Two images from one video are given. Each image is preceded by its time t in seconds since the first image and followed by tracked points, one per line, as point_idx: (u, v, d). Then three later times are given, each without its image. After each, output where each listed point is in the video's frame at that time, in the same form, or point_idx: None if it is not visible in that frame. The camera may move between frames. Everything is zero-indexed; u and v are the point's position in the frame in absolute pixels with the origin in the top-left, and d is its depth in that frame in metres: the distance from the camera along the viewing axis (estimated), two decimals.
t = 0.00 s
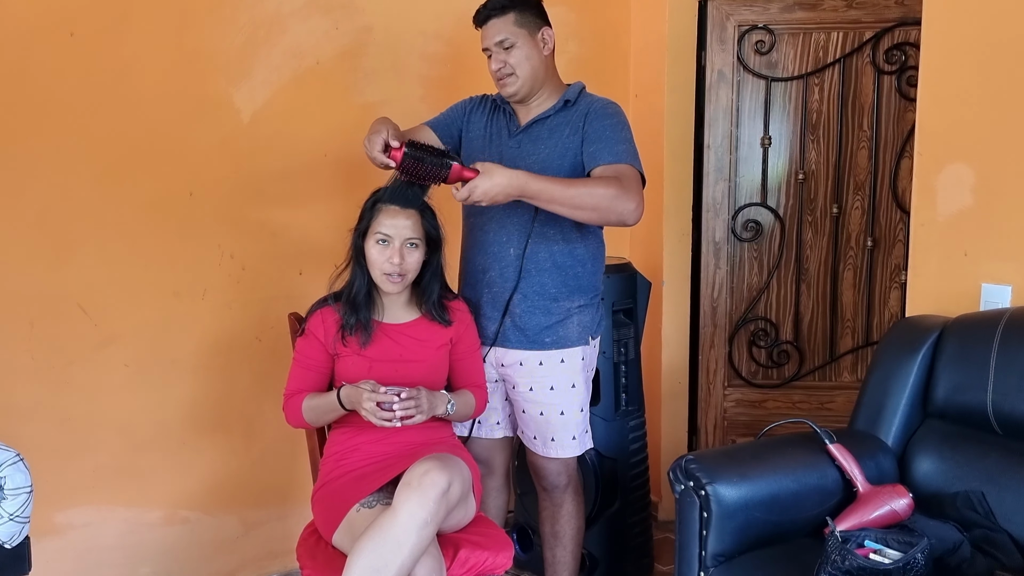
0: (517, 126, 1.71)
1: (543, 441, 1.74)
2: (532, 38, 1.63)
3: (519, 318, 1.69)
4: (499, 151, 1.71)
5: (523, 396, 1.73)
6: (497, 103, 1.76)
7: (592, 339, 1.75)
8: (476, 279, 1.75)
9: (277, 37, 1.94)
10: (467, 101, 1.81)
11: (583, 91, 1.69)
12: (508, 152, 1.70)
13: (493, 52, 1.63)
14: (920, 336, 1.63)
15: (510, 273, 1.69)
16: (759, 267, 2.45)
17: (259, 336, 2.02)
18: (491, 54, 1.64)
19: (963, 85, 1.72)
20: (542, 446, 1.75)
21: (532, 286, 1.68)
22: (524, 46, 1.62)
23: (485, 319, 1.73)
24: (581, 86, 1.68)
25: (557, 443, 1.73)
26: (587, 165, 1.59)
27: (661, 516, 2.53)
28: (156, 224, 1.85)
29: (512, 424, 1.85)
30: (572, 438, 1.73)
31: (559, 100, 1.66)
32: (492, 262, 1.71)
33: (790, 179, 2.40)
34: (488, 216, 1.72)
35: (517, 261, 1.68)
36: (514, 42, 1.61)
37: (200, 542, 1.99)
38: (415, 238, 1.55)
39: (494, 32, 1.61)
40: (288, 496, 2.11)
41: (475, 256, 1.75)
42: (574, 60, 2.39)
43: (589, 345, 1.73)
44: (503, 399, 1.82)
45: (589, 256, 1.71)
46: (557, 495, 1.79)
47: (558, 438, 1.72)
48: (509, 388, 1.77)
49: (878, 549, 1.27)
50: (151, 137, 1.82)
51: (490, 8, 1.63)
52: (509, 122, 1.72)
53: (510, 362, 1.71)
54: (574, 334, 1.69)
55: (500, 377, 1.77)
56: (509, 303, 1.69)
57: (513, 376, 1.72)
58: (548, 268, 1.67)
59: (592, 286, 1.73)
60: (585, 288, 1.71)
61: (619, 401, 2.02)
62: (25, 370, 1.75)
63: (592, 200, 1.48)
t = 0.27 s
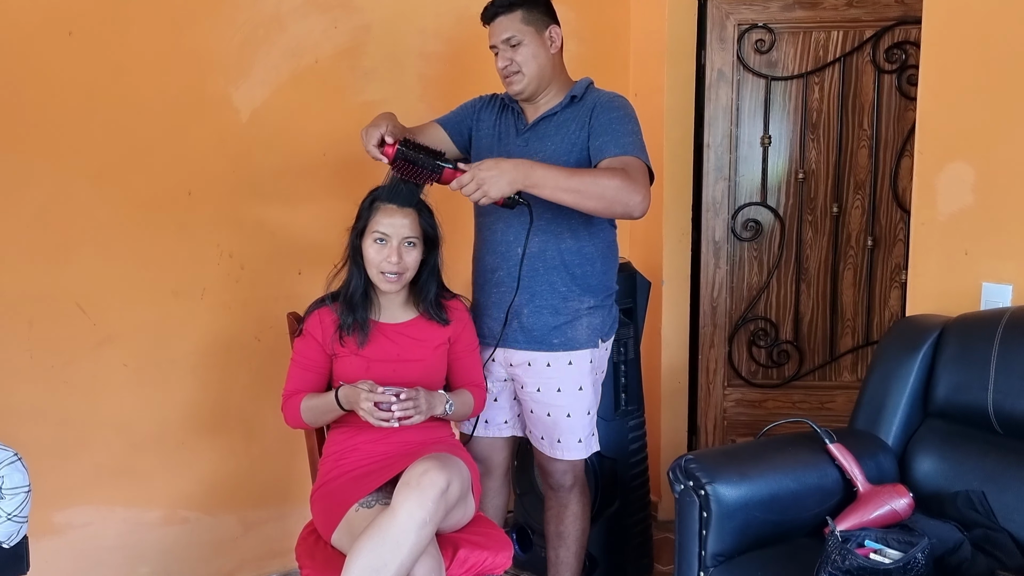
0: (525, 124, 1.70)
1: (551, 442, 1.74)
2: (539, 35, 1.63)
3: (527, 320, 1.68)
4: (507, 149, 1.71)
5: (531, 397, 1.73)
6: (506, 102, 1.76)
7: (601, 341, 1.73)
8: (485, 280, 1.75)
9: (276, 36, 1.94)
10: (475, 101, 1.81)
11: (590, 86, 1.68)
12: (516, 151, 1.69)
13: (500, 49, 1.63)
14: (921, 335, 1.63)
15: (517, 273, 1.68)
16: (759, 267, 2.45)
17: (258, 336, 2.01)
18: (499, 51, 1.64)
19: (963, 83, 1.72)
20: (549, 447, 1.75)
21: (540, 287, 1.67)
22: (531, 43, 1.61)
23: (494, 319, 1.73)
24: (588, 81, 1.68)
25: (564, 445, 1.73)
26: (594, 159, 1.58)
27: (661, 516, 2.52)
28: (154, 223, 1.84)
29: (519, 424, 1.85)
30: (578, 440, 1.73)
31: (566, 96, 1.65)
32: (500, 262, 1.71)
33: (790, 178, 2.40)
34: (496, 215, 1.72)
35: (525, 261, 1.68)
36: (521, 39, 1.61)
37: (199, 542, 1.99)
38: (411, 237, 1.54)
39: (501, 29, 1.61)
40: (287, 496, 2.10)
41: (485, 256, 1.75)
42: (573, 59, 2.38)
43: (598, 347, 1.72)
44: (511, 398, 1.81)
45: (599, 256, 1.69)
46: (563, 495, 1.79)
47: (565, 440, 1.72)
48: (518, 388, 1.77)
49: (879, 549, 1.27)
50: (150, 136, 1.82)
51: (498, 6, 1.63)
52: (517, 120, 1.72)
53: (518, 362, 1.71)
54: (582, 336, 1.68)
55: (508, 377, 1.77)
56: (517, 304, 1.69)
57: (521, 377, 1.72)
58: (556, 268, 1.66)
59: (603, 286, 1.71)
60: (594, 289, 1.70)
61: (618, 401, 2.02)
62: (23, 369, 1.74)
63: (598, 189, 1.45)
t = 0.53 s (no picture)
0: (529, 127, 1.71)
1: (554, 446, 1.73)
2: (544, 36, 1.62)
3: (530, 323, 1.68)
4: (513, 152, 1.72)
5: (535, 399, 1.72)
6: (512, 104, 1.76)
7: (606, 345, 1.72)
8: (490, 283, 1.75)
9: (277, 37, 1.94)
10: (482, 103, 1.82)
11: (595, 89, 1.67)
12: (520, 153, 1.70)
13: (506, 50, 1.63)
14: (924, 337, 1.62)
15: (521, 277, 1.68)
16: (761, 268, 2.44)
17: (259, 337, 2.01)
18: (504, 52, 1.63)
19: (965, 84, 1.72)
20: (551, 451, 1.74)
21: (543, 290, 1.67)
22: (537, 44, 1.61)
23: (498, 322, 1.74)
24: (593, 83, 1.67)
25: (567, 449, 1.71)
26: (595, 165, 1.57)
27: (661, 517, 2.52)
28: (155, 224, 1.84)
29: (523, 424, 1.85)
30: (582, 444, 1.71)
31: (570, 99, 1.65)
32: (504, 265, 1.71)
33: (791, 179, 2.40)
34: (501, 219, 1.73)
35: (528, 265, 1.67)
36: (527, 40, 1.60)
37: (199, 543, 1.99)
38: (417, 238, 1.54)
39: (507, 30, 1.61)
40: (288, 498, 2.09)
41: (490, 259, 1.75)
42: (574, 60, 2.38)
43: (603, 351, 1.71)
44: (514, 397, 1.82)
45: (604, 260, 1.68)
46: (567, 499, 1.78)
47: (567, 443, 1.71)
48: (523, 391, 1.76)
49: (881, 551, 1.26)
50: (151, 137, 1.82)
51: (504, 6, 1.63)
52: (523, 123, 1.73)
53: (522, 365, 1.71)
54: (586, 340, 1.67)
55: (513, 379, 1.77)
56: (520, 307, 1.69)
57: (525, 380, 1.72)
58: (560, 271, 1.66)
59: (608, 289, 1.70)
60: (600, 292, 1.68)
61: (620, 402, 2.01)
62: (24, 371, 1.75)
63: (596, 199, 1.45)
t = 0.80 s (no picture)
0: (521, 129, 1.70)
1: (540, 446, 1.70)
2: (540, 37, 1.62)
3: (527, 322, 1.68)
4: (505, 154, 1.71)
5: (530, 399, 1.71)
6: (503, 105, 1.75)
7: (603, 344, 1.71)
8: (485, 285, 1.74)
9: (278, 38, 1.94)
10: (473, 105, 1.81)
11: (587, 90, 1.67)
12: (514, 155, 1.69)
13: (501, 49, 1.62)
14: (926, 338, 1.62)
15: (516, 278, 1.68)
16: (762, 268, 2.44)
17: (260, 338, 2.00)
18: (499, 51, 1.63)
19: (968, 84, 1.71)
20: (536, 451, 1.71)
21: (540, 290, 1.66)
22: (532, 45, 1.60)
23: (495, 324, 1.73)
24: (586, 85, 1.67)
25: (553, 449, 1.69)
26: (592, 167, 1.57)
27: (662, 518, 2.52)
28: (157, 225, 1.84)
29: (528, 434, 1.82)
30: (571, 444, 1.69)
31: (562, 100, 1.65)
32: (501, 268, 1.70)
33: (793, 179, 2.39)
34: (496, 220, 1.72)
35: (524, 266, 1.67)
36: (522, 40, 1.60)
37: (201, 544, 1.99)
38: (419, 240, 1.54)
39: (503, 30, 1.60)
40: (290, 499, 2.09)
41: (485, 262, 1.75)
42: (576, 61, 2.38)
43: (599, 350, 1.70)
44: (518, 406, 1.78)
45: (601, 258, 1.68)
46: (561, 520, 1.75)
47: (555, 443, 1.69)
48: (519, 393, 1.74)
49: (883, 554, 1.26)
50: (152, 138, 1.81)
51: (499, 5, 1.62)
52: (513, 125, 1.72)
53: (518, 365, 1.70)
54: (583, 337, 1.67)
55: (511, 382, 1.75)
56: (518, 308, 1.69)
57: (521, 379, 1.71)
58: (556, 272, 1.66)
59: (605, 289, 1.70)
60: (598, 292, 1.68)
61: (621, 403, 2.01)
62: (25, 371, 1.75)
63: (597, 205, 1.45)
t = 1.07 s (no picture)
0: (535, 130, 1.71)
1: (542, 456, 1.69)
2: (551, 36, 1.61)
3: (534, 327, 1.67)
4: (518, 155, 1.72)
5: (539, 407, 1.69)
6: (520, 106, 1.77)
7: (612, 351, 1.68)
8: (495, 288, 1.75)
9: (278, 38, 1.93)
10: (491, 105, 1.83)
11: (604, 92, 1.66)
12: (526, 157, 1.70)
13: (512, 50, 1.62)
14: (925, 341, 1.62)
15: (524, 282, 1.68)
16: (762, 270, 2.44)
17: (259, 338, 2.00)
18: (510, 52, 1.63)
19: (968, 86, 1.71)
20: (547, 462, 1.69)
21: (546, 296, 1.66)
22: (543, 44, 1.60)
23: (503, 326, 1.73)
24: (602, 87, 1.66)
25: (563, 459, 1.66)
26: (599, 176, 1.55)
27: (662, 520, 2.51)
28: (157, 225, 1.84)
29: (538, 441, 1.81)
30: (581, 455, 1.66)
31: (577, 102, 1.64)
32: (508, 271, 1.71)
33: (793, 181, 2.39)
34: (504, 223, 1.73)
35: (531, 271, 1.67)
36: (532, 40, 1.59)
37: (199, 544, 1.99)
38: (414, 242, 1.53)
39: (514, 30, 1.61)
40: (289, 499, 2.09)
41: (495, 265, 1.75)
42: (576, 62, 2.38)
43: (609, 357, 1.67)
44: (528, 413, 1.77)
45: (611, 264, 1.66)
46: (580, 529, 1.71)
47: (564, 454, 1.66)
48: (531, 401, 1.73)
49: (882, 557, 1.26)
50: (152, 138, 1.81)
51: (511, 7, 1.63)
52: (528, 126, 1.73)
53: (528, 371, 1.70)
54: (590, 344, 1.65)
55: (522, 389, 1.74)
56: (525, 312, 1.68)
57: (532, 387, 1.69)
58: (563, 278, 1.65)
59: (615, 295, 1.68)
60: (607, 297, 1.67)
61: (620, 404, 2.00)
62: (24, 371, 1.75)
63: (592, 226, 1.45)
